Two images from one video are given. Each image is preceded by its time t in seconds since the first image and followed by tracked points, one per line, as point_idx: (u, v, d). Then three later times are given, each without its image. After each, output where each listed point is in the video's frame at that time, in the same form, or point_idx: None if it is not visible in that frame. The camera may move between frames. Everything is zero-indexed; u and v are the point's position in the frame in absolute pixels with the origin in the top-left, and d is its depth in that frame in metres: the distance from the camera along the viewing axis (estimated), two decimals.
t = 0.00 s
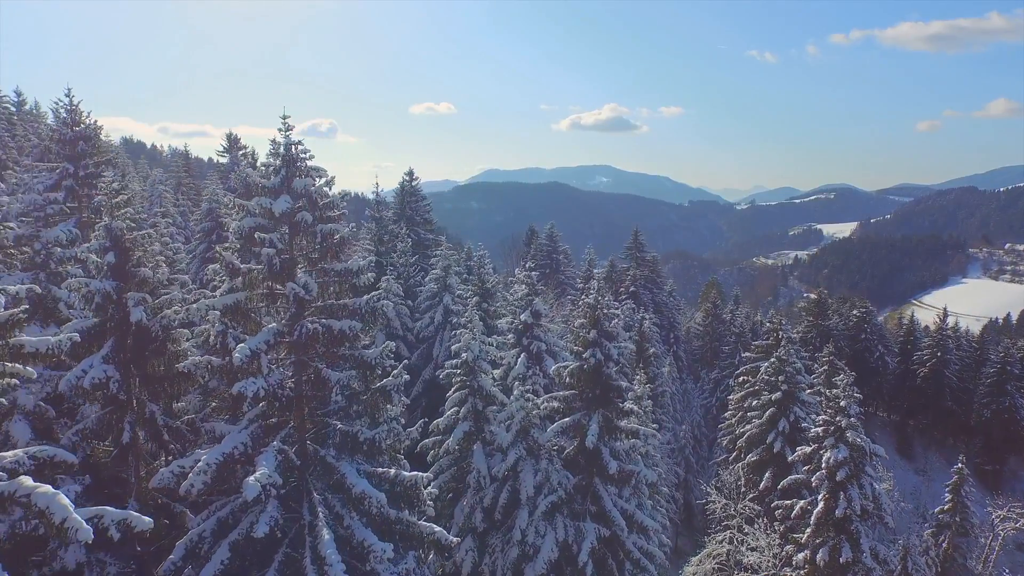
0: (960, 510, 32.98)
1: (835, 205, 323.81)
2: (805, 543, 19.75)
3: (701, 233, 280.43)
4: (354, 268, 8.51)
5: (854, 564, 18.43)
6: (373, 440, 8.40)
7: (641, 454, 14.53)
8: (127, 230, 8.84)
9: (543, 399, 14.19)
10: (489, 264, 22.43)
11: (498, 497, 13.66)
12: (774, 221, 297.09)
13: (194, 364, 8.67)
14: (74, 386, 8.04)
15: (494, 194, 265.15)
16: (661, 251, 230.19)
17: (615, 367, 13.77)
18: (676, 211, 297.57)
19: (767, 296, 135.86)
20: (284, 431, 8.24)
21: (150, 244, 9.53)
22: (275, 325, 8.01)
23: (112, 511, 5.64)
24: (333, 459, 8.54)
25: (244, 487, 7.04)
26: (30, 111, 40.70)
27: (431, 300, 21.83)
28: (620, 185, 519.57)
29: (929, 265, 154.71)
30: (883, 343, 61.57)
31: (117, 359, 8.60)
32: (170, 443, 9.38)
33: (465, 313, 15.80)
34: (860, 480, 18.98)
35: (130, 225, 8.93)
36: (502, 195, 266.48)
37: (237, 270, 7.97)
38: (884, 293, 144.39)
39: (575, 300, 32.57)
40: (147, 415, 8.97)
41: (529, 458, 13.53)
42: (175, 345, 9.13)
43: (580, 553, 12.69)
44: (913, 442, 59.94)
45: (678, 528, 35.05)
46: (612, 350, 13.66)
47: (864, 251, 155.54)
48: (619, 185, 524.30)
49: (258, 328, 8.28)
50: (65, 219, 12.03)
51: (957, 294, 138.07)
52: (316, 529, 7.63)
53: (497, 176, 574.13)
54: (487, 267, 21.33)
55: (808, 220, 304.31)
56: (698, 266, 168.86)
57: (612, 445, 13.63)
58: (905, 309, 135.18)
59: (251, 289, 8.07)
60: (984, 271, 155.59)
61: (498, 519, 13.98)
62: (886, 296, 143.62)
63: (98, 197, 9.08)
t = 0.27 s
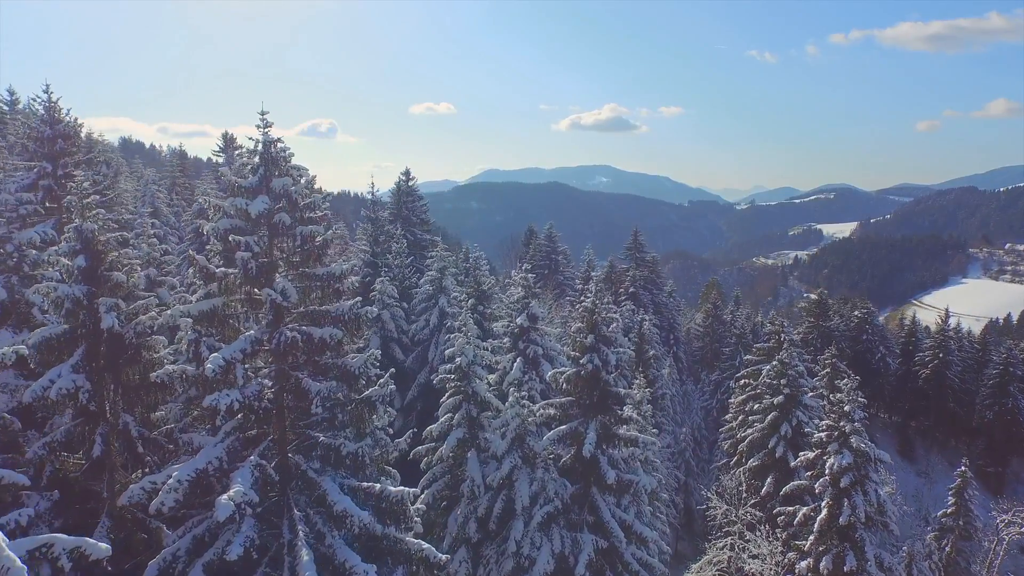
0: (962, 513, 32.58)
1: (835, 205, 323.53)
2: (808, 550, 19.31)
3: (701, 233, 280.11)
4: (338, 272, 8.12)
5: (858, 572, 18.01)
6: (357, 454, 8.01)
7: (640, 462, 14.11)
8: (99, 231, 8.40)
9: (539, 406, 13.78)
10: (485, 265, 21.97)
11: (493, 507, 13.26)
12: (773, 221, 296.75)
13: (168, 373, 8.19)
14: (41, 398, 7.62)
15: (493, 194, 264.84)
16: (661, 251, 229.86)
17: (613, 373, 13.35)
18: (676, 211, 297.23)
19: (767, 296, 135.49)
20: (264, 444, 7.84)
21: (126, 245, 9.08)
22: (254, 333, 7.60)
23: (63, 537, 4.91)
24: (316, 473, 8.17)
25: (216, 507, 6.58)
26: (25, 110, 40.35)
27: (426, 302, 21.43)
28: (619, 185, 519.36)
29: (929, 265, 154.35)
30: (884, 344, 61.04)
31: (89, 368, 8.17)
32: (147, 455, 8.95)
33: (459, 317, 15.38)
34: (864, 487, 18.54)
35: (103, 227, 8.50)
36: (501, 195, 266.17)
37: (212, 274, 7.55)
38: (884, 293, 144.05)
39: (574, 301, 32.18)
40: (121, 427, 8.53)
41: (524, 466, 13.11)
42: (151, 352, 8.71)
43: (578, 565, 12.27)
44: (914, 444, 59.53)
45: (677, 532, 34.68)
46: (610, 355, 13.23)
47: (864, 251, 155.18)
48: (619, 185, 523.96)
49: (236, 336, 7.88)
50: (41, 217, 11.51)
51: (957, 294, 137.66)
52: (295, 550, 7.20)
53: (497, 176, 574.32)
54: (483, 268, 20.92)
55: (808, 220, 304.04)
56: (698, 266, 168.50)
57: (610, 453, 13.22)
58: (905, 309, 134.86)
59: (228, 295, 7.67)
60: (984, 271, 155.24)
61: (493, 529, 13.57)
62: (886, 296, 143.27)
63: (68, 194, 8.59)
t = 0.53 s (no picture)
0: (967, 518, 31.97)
1: (835, 204, 322.94)
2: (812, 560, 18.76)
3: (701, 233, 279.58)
4: (316, 277, 7.66)
5: None
6: (336, 471, 7.51)
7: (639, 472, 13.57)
8: (64, 233, 7.89)
9: (534, 414, 13.27)
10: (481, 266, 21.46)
11: (486, 519, 12.76)
12: (774, 220, 296.11)
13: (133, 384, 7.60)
14: None
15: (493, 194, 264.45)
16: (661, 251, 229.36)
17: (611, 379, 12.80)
18: (676, 210, 296.70)
19: (767, 296, 135.07)
20: (237, 460, 7.36)
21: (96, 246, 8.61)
22: (225, 341, 7.13)
23: None
24: (292, 491, 7.70)
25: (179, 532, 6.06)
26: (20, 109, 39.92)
27: (421, 304, 20.94)
28: (620, 185, 518.91)
29: (929, 265, 153.75)
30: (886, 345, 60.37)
31: (51, 380, 7.67)
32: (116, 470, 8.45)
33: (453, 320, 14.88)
34: (870, 494, 18.00)
35: (68, 228, 8.00)
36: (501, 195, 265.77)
37: (180, 279, 7.08)
38: (885, 293, 143.44)
39: (573, 302, 31.69)
40: (86, 441, 8.02)
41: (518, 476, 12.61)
42: (120, 362, 8.20)
43: None
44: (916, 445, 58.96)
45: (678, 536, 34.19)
46: (608, 361, 12.69)
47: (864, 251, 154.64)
48: (620, 185, 523.56)
49: (209, 344, 7.42)
50: (15, 217, 11.03)
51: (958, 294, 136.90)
52: None
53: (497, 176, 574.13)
54: (479, 270, 20.42)
55: (808, 220, 303.41)
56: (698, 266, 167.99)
57: (608, 463, 12.69)
58: (905, 309, 134.28)
59: (197, 302, 7.21)
60: (984, 271, 154.58)
61: (486, 542, 13.06)
62: (886, 296, 142.71)
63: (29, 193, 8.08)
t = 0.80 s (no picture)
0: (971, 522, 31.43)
1: (835, 204, 322.40)
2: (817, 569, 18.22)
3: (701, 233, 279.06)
4: (291, 283, 7.32)
5: None
6: (311, 491, 7.06)
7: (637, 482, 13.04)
8: (22, 235, 7.51)
9: (528, 422, 12.80)
10: (477, 268, 20.95)
11: (479, 532, 12.27)
12: (774, 220, 295.53)
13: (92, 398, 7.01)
14: None
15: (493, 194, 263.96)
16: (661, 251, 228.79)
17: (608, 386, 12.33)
18: (676, 210, 296.16)
19: (767, 296, 134.43)
20: (206, 479, 6.90)
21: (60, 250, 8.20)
22: (192, 352, 6.72)
23: None
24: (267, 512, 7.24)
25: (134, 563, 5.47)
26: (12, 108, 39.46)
27: (415, 306, 20.49)
28: (619, 185, 518.42)
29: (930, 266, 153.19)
30: (887, 347, 59.74)
31: (8, 392, 7.25)
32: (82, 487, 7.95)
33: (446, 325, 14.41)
34: (876, 503, 17.49)
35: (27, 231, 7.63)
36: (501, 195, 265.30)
37: (143, 285, 6.61)
38: (885, 293, 142.81)
39: (571, 304, 31.18)
40: (47, 458, 7.55)
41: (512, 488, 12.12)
42: (84, 373, 7.72)
43: None
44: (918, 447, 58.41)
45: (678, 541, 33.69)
46: (605, 368, 12.21)
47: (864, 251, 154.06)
48: (620, 185, 523.00)
49: (177, 353, 6.98)
50: None
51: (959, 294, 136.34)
52: None
53: (497, 176, 574.37)
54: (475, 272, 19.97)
55: (808, 220, 302.84)
56: (698, 267, 167.45)
57: (605, 474, 12.19)
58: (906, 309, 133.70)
59: (164, 310, 6.80)
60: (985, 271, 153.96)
61: (480, 556, 12.56)
62: (886, 296, 142.13)
63: None
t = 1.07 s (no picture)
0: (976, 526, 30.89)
1: (835, 204, 321.85)
2: None
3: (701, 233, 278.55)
4: (268, 288, 7.07)
5: None
6: (288, 509, 6.77)
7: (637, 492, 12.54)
8: None
9: (524, 430, 12.41)
10: (474, 269, 20.55)
11: (473, 544, 11.89)
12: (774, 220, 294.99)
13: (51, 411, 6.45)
14: None
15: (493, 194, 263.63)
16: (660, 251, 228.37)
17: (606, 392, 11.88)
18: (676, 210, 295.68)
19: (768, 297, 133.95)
20: (176, 496, 6.55)
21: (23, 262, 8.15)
22: (161, 360, 6.45)
23: None
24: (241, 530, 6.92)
25: None
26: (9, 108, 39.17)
27: (410, 309, 20.11)
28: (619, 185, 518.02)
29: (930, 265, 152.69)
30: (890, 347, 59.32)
31: None
32: (48, 504, 7.63)
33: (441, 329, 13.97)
34: (881, 510, 17.02)
35: None
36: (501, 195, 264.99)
37: (107, 291, 6.30)
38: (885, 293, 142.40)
39: (570, 305, 30.73)
40: (8, 474, 7.17)
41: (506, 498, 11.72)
42: (50, 383, 7.57)
43: None
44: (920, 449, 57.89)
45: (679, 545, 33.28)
46: (605, 374, 11.74)
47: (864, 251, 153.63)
48: (620, 185, 522.48)
49: (145, 360, 6.71)
50: None
51: (959, 294, 135.80)
52: None
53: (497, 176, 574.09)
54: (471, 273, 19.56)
55: (808, 220, 302.29)
56: (699, 267, 166.99)
57: (603, 484, 11.76)
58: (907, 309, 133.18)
59: (133, 316, 6.58)
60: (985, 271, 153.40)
61: (474, 568, 12.15)
62: (886, 296, 141.63)
63: None
